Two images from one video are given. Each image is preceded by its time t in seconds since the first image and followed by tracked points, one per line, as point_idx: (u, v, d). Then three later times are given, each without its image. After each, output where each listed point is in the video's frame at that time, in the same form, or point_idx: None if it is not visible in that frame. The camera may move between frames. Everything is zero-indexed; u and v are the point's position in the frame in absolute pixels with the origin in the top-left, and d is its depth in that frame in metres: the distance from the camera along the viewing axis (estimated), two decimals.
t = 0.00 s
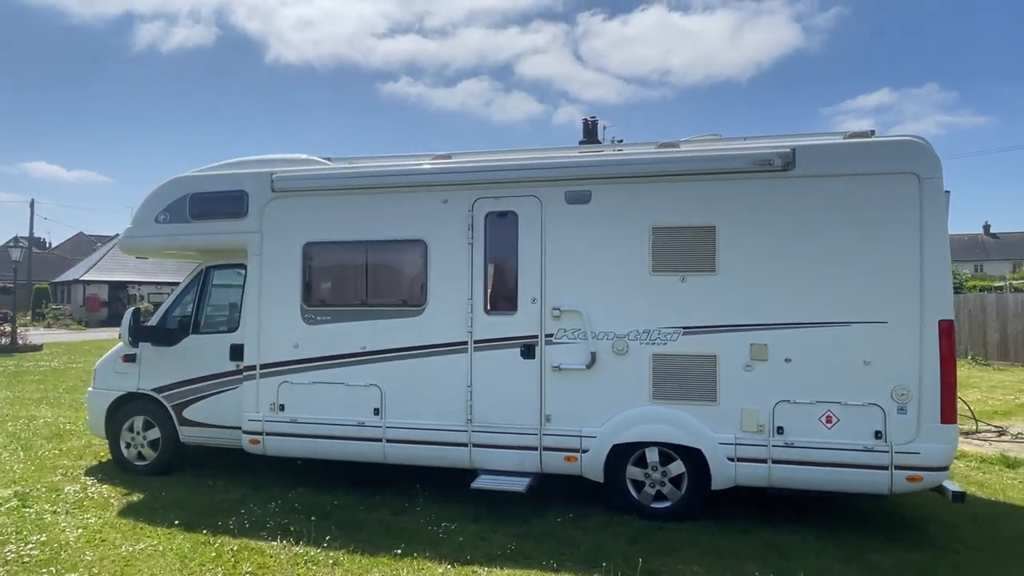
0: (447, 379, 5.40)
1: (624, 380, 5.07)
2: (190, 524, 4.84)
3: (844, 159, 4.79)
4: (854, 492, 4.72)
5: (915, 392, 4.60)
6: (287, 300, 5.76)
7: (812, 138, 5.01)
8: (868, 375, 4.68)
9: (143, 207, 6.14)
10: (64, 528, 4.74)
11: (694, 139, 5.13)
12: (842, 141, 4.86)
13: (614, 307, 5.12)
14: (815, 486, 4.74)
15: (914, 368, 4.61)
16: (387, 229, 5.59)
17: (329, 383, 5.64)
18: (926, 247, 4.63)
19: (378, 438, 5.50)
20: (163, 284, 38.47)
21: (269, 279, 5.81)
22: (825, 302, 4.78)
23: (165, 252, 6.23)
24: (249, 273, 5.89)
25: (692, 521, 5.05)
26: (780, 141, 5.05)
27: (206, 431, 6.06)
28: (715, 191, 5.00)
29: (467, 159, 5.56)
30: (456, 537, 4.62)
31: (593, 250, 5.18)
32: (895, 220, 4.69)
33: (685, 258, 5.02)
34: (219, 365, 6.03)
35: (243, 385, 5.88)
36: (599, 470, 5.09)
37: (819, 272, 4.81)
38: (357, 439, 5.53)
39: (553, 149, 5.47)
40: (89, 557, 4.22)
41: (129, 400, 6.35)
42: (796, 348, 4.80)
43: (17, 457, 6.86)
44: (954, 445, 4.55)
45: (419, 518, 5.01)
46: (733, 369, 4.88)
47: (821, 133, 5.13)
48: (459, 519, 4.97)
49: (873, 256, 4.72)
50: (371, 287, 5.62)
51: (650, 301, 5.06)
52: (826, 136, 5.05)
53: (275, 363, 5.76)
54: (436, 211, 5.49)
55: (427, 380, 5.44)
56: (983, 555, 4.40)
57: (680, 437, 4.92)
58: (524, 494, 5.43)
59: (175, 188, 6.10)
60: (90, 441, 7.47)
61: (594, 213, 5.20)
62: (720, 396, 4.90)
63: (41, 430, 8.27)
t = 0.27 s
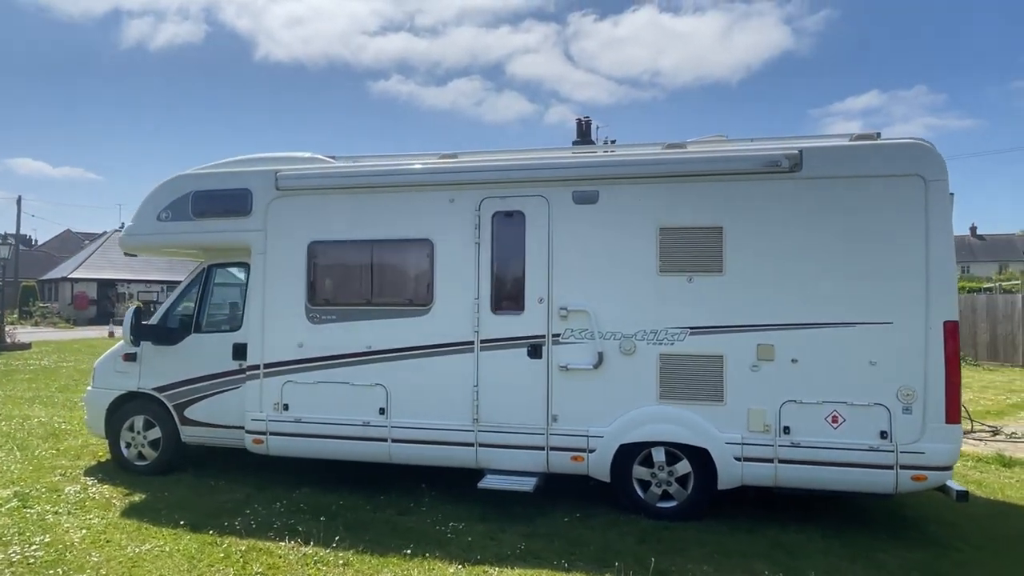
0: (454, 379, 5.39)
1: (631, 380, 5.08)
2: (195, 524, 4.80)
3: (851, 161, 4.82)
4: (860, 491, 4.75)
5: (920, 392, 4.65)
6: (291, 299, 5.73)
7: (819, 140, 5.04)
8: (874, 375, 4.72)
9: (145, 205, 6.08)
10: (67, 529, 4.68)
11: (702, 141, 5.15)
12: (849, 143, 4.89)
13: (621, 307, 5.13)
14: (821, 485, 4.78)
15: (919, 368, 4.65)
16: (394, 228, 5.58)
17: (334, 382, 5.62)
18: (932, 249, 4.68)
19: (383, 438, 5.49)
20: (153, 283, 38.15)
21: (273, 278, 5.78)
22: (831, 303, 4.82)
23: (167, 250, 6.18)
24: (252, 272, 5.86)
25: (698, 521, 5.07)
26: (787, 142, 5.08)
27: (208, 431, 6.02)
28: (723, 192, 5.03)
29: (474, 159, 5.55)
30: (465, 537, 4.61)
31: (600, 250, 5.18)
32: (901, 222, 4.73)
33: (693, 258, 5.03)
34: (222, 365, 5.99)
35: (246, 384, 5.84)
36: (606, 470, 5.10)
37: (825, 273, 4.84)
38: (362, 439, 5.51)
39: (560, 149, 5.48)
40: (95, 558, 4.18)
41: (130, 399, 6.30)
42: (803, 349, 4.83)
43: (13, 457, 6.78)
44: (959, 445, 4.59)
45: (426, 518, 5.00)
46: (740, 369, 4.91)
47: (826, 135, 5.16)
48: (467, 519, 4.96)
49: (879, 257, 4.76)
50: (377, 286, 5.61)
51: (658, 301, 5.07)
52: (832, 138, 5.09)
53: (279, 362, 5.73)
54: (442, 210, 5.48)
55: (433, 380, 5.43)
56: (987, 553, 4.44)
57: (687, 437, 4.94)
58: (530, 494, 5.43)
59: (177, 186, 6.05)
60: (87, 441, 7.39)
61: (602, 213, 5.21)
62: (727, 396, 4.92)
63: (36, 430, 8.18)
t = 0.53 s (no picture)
0: (465, 377, 5.40)
1: (642, 378, 5.11)
2: (208, 522, 4.79)
3: (861, 161, 4.86)
4: (869, 488, 4.80)
5: (929, 390, 4.70)
6: (301, 297, 5.73)
7: (829, 140, 5.09)
8: (883, 373, 4.77)
9: (153, 202, 6.07)
10: (79, 527, 4.67)
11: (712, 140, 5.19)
12: (859, 143, 4.94)
13: (632, 306, 5.16)
14: (831, 482, 4.83)
15: (928, 366, 4.71)
16: (404, 226, 5.58)
17: (344, 380, 5.62)
18: (941, 248, 4.73)
19: (394, 436, 5.50)
20: (146, 281, 37.93)
21: (283, 276, 5.77)
22: (841, 302, 4.87)
23: (175, 248, 6.16)
24: (261, 269, 5.85)
25: (708, 518, 5.11)
26: (797, 142, 5.12)
27: (216, 429, 6.01)
28: (733, 192, 5.06)
29: (484, 158, 5.57)
30: (479, 534, 4.63)
31: (611, 249, 5.21)
32: (911, 222, 4.78)
33: (704, 257, 5.07)
34: (230, 363, 5.98)
35: (255, 383, 5.83)
36: (617, 467, 5.13)
37: (836, 272, 4.89)
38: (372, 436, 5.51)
39: (571, 148, 5.50)
40: (111, 556, 4.17)
41: (137, 398, 6.28)
42: (813, 347, 4.88)
43: (18, 455, 6.74)
44: (967, 442, 4.65)
45: (439, 516, 5.01)
46: (751, 367, 4.95)
47: (835, 136, 5.21)
48: (479, 516, 4.97)
49: (888, 256, 4.81)
50: (387, 284, 5.62)
51: (669, 300, 5.10)
52: (842, 138, 5.13)
53: (289, 360, 5.72)
54: (453, 209, 5.49)
55: (444, 378, 5.44)
56: (996, 548, 4.50)
57: (698, 434, 4.97)
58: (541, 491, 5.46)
59: (186, 184, 6.03)
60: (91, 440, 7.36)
61: (613, 212, 5.23)
62: (738, 394, 4.96)
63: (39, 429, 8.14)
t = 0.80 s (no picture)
0: (481, 376, 5.43)
1: (658, 377, 5.15)
2: (229, 521, 4.81)
3: (876, 163, 4.91)
4: (884, 486, 4.86)
5: (944, 389, 4.76)
6: (317, 297, 5.75)
7: (844, 142, 5.13)
8: (899, 372, 4.83)
9: (169, 202, 6.08)
10: (101, 526, 4.68)
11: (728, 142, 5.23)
12: (874, 145, 4.99)
13: (649, 306, 5.19)
14: (846, 480, 4.88)
15: (943, 366, 4.77)
16: (421, 227, 5.61)
17: (360, 380, 5.65)
18: (955, 249, 4.79)
19: (410, 435, 5.53)
20: (144, 280, 37.87)
21: (299, 275, 5.79)
22: (857, 302, 4.91)
23: (189, 247, 6.17)
24: (277, 269, 5.86)
25: (724, 516, 5.15)
26: (812, 144, 5.16)
27: (231, 428, 6.03)
28: (750, 192, 5.10)
29: (500, 158, 5.60)
30: (498, 532, 4.66)
31: (628, 249, 5.24)
32: (926, 223, 4.83)
33: (720, 258, 5.10)
34: (246, 362, 6.00)
35: (271, 382, 5.85)
36: (633, 466, 5.17)
37: (851, 273, 4.93)
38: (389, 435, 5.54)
39: (586, 149, 5.54)
40: (135, 554, 4.19)
41: (151, 397, 6.29)
42: (829, 346, 4.93)
43: (31, 455, 6.75)
44: (981, 440, 4.71)
45: (457, 514, 5.04)
46: (768, 366, 4.99)
47: (850, 137, 5.25)
48: (498, 514, 5.01)
49: (904, 257, 4.86)
50: (404, 284, 5.64)
51: (686, 300, 5.14)
52: (857, 139, 5.18)
53: (305, 360, 5.74)
54: (470, 209, 5.52)
55: (461, 377, 5.47)
56: (1010, 545, 4.56)
57: (715, 433, 5.02)
58: (557, 490, 5.49)
59: (201, 183, 6.04)
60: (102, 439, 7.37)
61: (629, 213, 5.26)
62: (754, 393, 5.01)
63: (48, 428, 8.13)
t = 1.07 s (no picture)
0: (500, 375, 5.45)
1: (677, 376, 5.17)
2: (250, 520, 4.82)
3: (894, 162, 4.94)
4: (902, 484, 4.88)
5: (962, 388, 4.79)
6: (334, 296, 5.76)
7: (861, 141, 5.15)
8: (917, 371, 4.85)
9: (185, 201, 6.08)
10: (122, 526, 4.69)
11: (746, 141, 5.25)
12: (892, 145, 5.01)
13: (667, 305, 5.21)
14: (864, 478, 4.91)
15: (961, 365, 4.79)
16: (438, 226, 5.63)
17: (378, 379, 5.66)
18: (974, 248, 4.81)
19: (428, 434, 5.54)
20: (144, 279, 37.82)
21: (316, 275, 5.80)
22: (875, 301, 4.94)
23: (205, 246, 6.18)
24: (294, 268, 5.87)
25: (742, 514, 5.18)
26: (830, 144, 5.18)
27: (248, 427, 6.04)
28: (768, 192, 5.12)
29: (518, 158, 5.61)
30: (520, 530, 4.68)
31: (646, 248, 5.26)
32: (943, 222, 4.86)
33: (739, 257, 5.13)
34: (262, 361, 6.01)
35: (288, 381, 5.86)
36: (652, 464, 5.19)
37: (869, 272, 4.96)
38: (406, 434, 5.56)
39: (604, 149, 5.55)
40: (160, 553, 4.20)
41: (167, 396, 6.30)
42: (847, 345, 4.96)
43: (45, 454, 6.75)
44: (999, 438, 4.73)
45: (477, 512, 5.06)
46: (786, 365, 5.02)
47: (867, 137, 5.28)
48: (517, 513, 5.03)
49: (922, 256, 4.89)
50: (421, 283, 5.65)
51: (704, 299, 5.16)
52: (874, 139, 5.20)
53: (323, 359, 5.76)
54: (488, 208, 5.53)
55: (479, 376, 5.49)
56: None
57: (733, 432, 5.04)
58: (574, 489, 5.52)
59: (217, 183, 6.04)
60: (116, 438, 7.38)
61: (647, 212, 5.28)
62: (772, 392, 5.04)
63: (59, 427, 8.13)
